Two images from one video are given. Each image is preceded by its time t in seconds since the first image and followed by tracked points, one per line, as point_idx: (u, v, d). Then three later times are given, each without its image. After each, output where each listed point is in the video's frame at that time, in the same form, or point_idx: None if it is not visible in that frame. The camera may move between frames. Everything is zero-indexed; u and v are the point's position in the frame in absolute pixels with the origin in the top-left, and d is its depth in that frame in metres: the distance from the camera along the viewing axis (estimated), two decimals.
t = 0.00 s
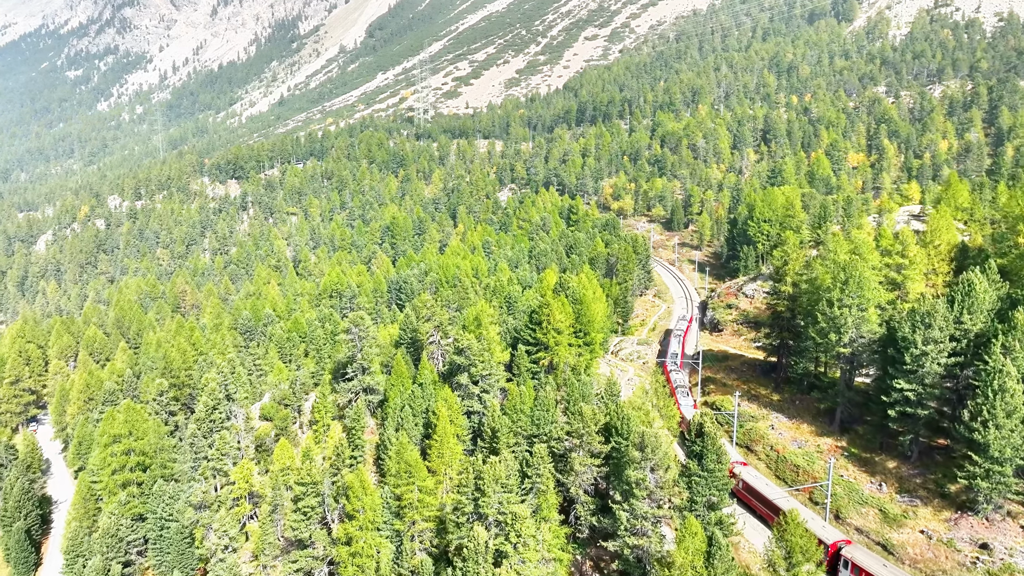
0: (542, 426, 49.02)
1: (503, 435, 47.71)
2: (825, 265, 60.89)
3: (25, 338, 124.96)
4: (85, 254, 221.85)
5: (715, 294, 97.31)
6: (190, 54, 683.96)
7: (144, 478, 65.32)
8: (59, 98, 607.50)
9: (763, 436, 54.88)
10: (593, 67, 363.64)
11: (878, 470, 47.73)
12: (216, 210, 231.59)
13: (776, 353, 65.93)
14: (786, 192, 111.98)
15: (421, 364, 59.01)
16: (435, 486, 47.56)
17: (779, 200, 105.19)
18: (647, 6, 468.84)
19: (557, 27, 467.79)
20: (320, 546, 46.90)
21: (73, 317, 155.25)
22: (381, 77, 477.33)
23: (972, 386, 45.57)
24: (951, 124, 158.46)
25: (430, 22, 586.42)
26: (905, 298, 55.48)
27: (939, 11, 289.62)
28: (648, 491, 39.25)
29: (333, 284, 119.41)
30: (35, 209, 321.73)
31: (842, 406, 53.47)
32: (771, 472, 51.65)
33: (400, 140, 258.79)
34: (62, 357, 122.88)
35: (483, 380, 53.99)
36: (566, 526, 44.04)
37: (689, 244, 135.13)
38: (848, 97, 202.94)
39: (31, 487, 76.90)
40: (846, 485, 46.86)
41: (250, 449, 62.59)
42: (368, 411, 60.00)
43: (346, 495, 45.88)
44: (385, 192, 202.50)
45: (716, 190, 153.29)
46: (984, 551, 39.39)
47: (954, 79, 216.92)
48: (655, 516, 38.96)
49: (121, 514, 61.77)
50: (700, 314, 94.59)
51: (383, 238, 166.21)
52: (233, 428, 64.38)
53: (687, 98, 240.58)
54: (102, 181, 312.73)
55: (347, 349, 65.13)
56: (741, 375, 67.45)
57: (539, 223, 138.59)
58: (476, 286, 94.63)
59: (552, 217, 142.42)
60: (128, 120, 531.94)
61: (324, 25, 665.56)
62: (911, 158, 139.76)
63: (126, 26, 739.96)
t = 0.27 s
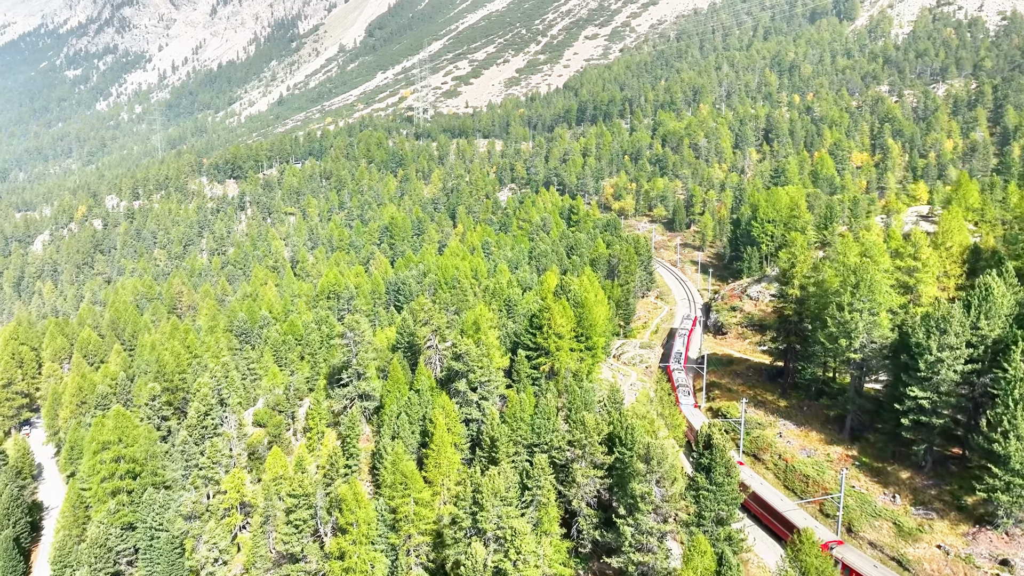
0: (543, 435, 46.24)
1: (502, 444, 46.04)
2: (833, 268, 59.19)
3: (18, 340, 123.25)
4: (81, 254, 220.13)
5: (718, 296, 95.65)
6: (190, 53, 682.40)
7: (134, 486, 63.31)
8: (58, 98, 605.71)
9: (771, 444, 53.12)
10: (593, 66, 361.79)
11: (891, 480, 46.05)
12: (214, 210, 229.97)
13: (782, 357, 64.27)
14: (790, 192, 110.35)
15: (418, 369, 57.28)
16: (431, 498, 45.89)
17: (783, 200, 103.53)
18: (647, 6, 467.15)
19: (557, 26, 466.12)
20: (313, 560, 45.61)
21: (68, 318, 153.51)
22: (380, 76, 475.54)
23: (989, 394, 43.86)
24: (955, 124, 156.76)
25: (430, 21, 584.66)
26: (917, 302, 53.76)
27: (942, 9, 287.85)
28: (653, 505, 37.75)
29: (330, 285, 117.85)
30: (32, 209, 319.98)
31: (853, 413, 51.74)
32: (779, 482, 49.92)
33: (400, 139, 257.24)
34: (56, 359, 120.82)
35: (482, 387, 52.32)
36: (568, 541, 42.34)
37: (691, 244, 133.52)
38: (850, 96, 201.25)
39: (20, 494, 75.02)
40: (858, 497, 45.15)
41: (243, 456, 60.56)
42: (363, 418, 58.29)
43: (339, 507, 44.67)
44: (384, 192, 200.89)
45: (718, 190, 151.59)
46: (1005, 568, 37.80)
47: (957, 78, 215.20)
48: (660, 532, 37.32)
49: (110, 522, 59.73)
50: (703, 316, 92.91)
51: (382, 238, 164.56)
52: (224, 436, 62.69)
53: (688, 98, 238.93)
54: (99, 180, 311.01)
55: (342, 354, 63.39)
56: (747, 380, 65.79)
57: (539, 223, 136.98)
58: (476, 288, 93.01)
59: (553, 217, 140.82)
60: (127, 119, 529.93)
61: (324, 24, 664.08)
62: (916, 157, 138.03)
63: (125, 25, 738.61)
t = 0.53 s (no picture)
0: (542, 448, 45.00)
1: (501, 455, 44.45)
2: (842, 270, 57.58)
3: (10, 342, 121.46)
4: (78, 255, 218.38)
5: (721, 298, 93.98)
6: (189, 52, 680.83)
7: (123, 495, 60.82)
8: (57, 97, 603.64)
9: (779, 452, 51.52)
10: (593, 65, 359.85)
11: (905, 492, 44.32)
12: (211, 210, 228.33)
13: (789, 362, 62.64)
14: (795, 192, 108.64)
15: (414, 375, 55.53)
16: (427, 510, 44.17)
17: (787, 200, 101.84)
18: (648, 4, 465.26)
19: (557, 25, 464.19)
20: None
21: (63, 320, 151.82)
22: (379, 75, 473.62)
23: (1007, 403, 42.07)
24: (960, 123, 154.98)
25: (429, 20, 582.78)
26: (930, 306, 52.14)
27: (944, 8, 286.01)
28: (659, 521, 36.10)
29: (327, 286, 116.23)
30: (29, 209, 318.15)
31: (864, 421, 50.06)
32: (788, 493, 48.33)
33: (399, 139, 255.45)
34: (49, 361, 119.83)
35: (480, 394, 50.63)
36: (570, 556, 40.71)
37: (694, 245, 131.86)
38: (853, 95, 199.47)
39: (10, 502, 73.31)
40: (871, 509, 43.49)
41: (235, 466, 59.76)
42: (358, 425, 56.59)
43: (332, 521, 43.62)
44: (383, 192, 199.17)
45: (720, 190, 149.88)
46: None
47: (961, 76, 213.42)
48: (667, 549, 35.74)
49: (98, 532, 57.75)
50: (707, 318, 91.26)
51: (380, 238, 162.85)
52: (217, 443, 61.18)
53: (689, 97, 237.17)
54: (97, 180, 309.19)
55: (336, 359, 61.56)
56: (752, 385, 64.16)
57: (539, 223, 135.37)
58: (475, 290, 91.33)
59: (553, 217, 139.23)
60: (126, 119, 528.17)
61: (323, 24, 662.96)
62: (920, 156, 136.27)
63: (124, 24, 738.40)
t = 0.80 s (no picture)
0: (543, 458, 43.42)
1: (500, 467, 42.80)
2: (853, 273, 55.71)
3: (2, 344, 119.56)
4: (73, 255, 216.57)
5: (725, 300, 92.21)
6: (188, 51, 678.59)
7: (111, 505, 59.27)
8: (55, 96, 601.50)
9: (788, 462, 49.73)
10: (593, 65, 358.94)
11: (921, 506, 42.57)
12: (208, 210, 226.45)
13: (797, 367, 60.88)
14: (799, 192, 106.84)
15: (410, 383, 53.76)
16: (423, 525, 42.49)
17: (792, 201, 100.05)
18: (648, 3, 463.41)
19: (557, 24, 462.41)
20: None
21: (57, 321, 149.89)
22: (379, 75, 471.66)
23: None
24: (964, 122, 153.16)
25: (429, 19, 580.83)
26: (945, 311, 50.30)
27: (947, 7, 284.12)
28: (666, 540, 34.69)
29: (324, 288, 114.46)
30: (26, 209, 316.19)
31: (876, 430, 48.30)
32: (798, 505, 46.61)
33: (398, 138, 253.48)
34: (41, 364, 118.35)
35: (478, 403, 48.79)
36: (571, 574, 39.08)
37: (696, 246, 130.04)
38: (856, 94, 197.65)
39: None
40: (886, 524, 41.78)
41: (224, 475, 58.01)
42: (351, 433, 54.83)
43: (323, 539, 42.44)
44: (381, 192, 197.27)
45: (723, 190, 148.05)
46: None
47: (965, 75, 211.56)
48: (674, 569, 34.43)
49: (85, 543, 55.00)
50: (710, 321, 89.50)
51: (378, 239, 161.05)
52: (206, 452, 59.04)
53: (690, 96, 235.32)
54: (93, 180, 307.28)
55: (330, 365, 59.64)
56: (759, 392, 62.37)
57: (539, 224, 133.60)
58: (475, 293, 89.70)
59: (553, 218, 137.46)
60: (124, 118, 526.26)
61: (322, 24, 661.45)
62: (925, 156, 134.42)
63: (122, 23, 736.72)
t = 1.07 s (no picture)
0: (544, 470, 41.89)
1: (499, 481, 40.99)
2: (864, 278, 53.82)
3: None
4: (70, 256, 214.67)
5: (728, 303, 90.43)
6: (187, 51, 676.87)
7: (96, 516, 57.34)
8: (54, 96, 599.57)
9: (798, 474, 47.83)
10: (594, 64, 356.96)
11: (939, 522, 40.72)
12: (205, 210, 224.64)
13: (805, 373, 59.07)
14: (804, 193, 105.05)
15: (406, 391, 51.89)
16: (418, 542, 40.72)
17: (796, 201, 98.29)
18: (648, 3, 461.68)
19: (557, 24, 460.41)
20: None
21: (51, 323, 148.02)
22: (378, 75, 469.83)
23: None
24: (970, 121, 151.39)
25: (429, 19, 579.22)
26: (960, 317, 48.42)
27: (949, 5, 282.37)
28: (674, 561, 32.92)
29: (321, 290, 112.59)
30: (24, 209, 314.36)
31: (889, 441, 46.43)
32: (808, 518, 44.73)
33: (397, 138, 251.61)
34: (33, 367, 116.43)
35: (477, 412, 46.90)
36: None
37: (698, 247, 128.16)
38: (859, 94, 195.81)
39: None
40: (903, 540, 39.80)
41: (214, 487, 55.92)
42: (344, 443, 53.04)
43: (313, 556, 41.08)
44: (380, 192, 195.37)
45: (725, 190, 146.35)
46: None
47: (969, 74, 209.74)
48: None
49: (69, 556, 52.83)
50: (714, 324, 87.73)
51: (377, 240, 159.25)
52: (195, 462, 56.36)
53: (691, 95, 233.48)
54: (91, 180, 305.62)
55: (323, 372, 57.63)
56: (766, 399, 60.54)
57: (539, 225, 131.75)
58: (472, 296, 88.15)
59: (554, 218, 135.65)
60: (123, 118, 524.18)
61: (322, 23, 660.04)
62: (931, 156, 132.68)
63: (122, 23, 735.75)
